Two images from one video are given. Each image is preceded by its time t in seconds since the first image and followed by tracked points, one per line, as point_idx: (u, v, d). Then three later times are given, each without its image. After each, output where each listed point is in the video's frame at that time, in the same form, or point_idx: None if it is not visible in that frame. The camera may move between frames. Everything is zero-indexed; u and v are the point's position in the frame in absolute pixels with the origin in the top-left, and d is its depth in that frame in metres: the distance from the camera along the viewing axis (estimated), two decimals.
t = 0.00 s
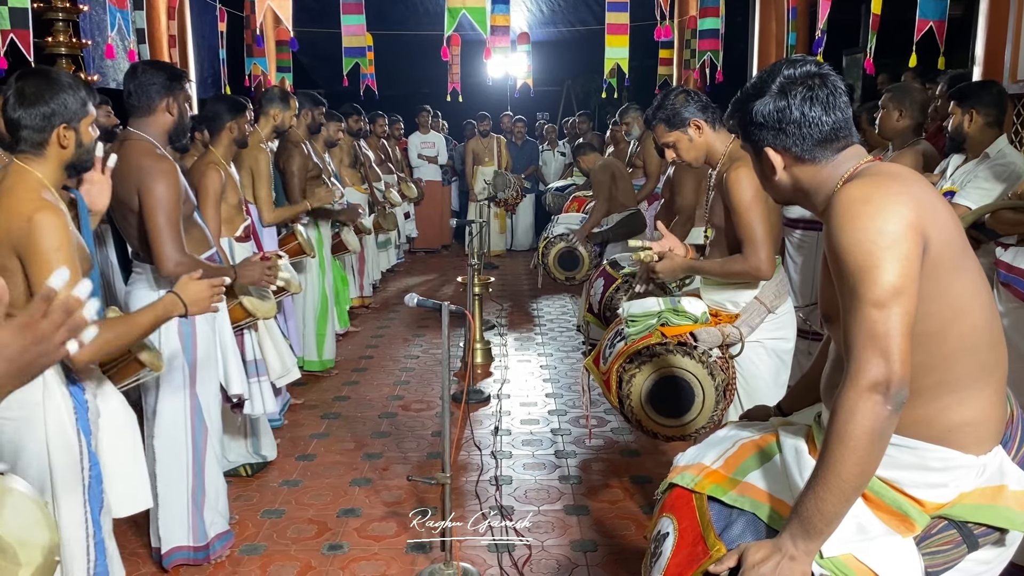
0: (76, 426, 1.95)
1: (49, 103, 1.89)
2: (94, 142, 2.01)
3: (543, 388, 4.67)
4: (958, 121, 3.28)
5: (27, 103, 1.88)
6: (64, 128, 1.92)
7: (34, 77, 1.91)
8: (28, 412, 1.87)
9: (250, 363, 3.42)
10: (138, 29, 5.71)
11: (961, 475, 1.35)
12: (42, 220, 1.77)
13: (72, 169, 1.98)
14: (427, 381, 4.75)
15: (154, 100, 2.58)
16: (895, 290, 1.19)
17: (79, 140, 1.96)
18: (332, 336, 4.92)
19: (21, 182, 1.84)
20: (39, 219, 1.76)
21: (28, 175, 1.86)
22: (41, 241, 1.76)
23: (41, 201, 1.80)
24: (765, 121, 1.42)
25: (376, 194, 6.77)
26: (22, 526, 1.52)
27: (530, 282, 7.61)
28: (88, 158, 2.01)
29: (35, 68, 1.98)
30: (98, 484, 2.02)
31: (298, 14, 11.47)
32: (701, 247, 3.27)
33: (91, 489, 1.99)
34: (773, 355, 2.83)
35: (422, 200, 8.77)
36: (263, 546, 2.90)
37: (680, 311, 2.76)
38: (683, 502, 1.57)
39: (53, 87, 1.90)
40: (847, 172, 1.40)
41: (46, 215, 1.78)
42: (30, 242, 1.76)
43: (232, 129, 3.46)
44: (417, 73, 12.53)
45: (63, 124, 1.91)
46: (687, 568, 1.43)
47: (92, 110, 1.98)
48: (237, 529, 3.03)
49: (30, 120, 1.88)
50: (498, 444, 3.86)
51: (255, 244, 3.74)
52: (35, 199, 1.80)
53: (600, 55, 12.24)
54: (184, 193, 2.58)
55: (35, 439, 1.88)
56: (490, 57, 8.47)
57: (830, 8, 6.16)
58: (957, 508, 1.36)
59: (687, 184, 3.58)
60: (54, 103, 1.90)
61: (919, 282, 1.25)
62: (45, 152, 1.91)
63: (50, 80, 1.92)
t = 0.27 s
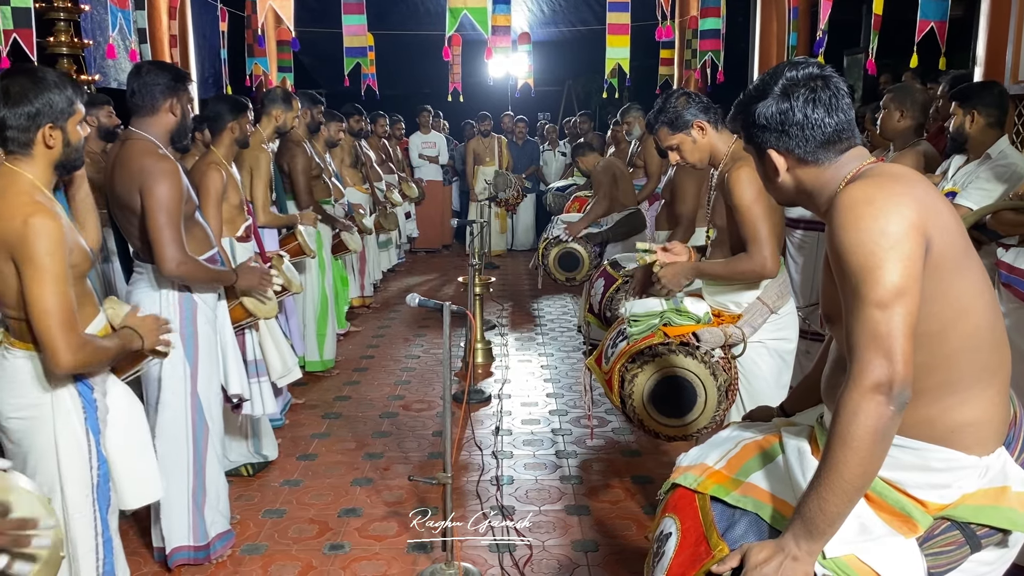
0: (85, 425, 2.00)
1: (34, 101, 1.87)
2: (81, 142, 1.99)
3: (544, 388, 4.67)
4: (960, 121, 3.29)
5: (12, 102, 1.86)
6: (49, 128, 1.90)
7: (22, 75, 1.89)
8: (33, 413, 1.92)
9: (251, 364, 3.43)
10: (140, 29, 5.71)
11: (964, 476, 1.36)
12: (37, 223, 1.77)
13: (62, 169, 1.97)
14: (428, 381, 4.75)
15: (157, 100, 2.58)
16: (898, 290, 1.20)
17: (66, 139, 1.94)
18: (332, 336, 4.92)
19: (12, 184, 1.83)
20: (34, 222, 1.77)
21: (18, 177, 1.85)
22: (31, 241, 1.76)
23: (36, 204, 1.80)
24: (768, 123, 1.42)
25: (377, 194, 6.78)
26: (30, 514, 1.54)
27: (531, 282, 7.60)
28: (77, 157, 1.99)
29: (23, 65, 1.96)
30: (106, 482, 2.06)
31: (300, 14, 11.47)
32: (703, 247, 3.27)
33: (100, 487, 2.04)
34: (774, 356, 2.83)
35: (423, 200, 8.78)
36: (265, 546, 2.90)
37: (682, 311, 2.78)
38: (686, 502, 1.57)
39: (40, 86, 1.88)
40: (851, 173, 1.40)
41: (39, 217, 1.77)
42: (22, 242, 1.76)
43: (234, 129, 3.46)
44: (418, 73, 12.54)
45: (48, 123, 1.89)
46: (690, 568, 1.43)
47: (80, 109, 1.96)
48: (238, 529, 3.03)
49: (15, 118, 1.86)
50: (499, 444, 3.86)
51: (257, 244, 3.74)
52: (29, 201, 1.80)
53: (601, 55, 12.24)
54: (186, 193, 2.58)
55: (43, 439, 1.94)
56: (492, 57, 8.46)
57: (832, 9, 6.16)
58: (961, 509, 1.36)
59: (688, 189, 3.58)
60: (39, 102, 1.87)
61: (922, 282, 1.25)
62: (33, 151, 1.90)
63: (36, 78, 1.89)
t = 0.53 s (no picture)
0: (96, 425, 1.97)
1: (15, 103, 1.76)
2: (63, 145, 1.89)
3: (544, 388, 4.67)
4: (961, 121, 3.28)
5: None
6: (30, 132, 1.80)
7: None
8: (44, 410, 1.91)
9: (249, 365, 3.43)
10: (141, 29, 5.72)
11: (966, 476, 1.36)
12: (15, 227, 1.69)
13: (44, 173, 1.87)
14: (429, 381, 4.76)
15: (159, 99, 2.58)
16: (901, 290, 1.19)
17: (47, 143, 1.84)
18: (332, 335, 4.92)
19: None
20: (12, 226, 1.69)
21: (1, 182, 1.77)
22: (14, 246, 1.68)
23: (17, 208, 1.73)
24: (771, 123, 1.42)
25: (378, 194, 6.78)
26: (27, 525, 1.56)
27: (532, 282, 7.60)
28: (58, 161, 1.89)
29: (1, 67, 1.86)
30: (115, 483, 2.00)
31: (300, 14, 11.47)
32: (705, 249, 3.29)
33: (109, 488, 1.98)
34: (775, 355, 2.83)
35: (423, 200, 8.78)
36: (265, 545, 2.90)
37: (682, 311, 2.79)
38: (688, 501, 1.57)
39: (18, 90, 1.77)
40: (854, 173, 1.40)
41: (19, 221, 1.70)
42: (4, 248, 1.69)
43: (234, 129, 3.46)
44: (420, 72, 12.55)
45: (28, 128, 1.79)
46: (691, 568, 1.43)
47: (60, 111, 1.87)
48: (238, 528, 3.03)
49: None
50: (499, 444, 3.86)
51: (257, 244, 3.74)
52: (12, 206, 1.74)
53: (602, 55, 12.25)
54: (188, 192, 2.58)
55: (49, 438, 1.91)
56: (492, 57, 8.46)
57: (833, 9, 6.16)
58: (963, 509, 1.36)
59: (692, 189, 3.58)
60: (20, 104, 1.77)
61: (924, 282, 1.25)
62: (12, 156, 1.79)
63: (16, 78, 1.79)
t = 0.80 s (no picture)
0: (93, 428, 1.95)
1: None
2: (57, 156, 1.89)
3: (544, 388, 4.67)
4: (961, 121, 3.28)
5: None
6: (14, 147, 1.80)
7: None
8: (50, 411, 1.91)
9: (252, 363, 3.44)
10: (142, 28, 5.72)
11: (967, 476, 1.36)
12: None
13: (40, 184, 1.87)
14: (429, 380, 4.76)
15: (160, 99, 2.58)
16: (903, 291, 1.19)
17: (37, 155, 1.84)
18: (332, 335, 4.92)
19: None
20: None
21: None
22: None
23: None
24: (772, 123, 1.42)
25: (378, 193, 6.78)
26: (27, 525, 1.53)
27: (533, 282, 7.60)
28: (51, 171, 1.88)
29: None
30: (118, 486, 2.00)
31: (301, 14, 11.47)
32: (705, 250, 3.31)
33: (111, 491, 1.98)
34: (775, 356, 2.83)
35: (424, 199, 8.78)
36: (265, 545, 2.90)
37: (682, 311, 2.80)
38: (688, 501, 1.57)
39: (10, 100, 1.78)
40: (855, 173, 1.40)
41: None
42: None
43: (234, 128, 3.46)
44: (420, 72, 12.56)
45: (12, 142, 1.79)
46: (692, 568, 1.43)
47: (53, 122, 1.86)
48: (238, 528, 3.03)
49: None
50: (499, 444, 3.86)
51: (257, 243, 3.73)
52: None
53: (603, 55, 12.25)
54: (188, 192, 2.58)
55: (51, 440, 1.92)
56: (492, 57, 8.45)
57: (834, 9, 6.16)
58: (964, 510, 1.36)
59: (693, 188, 3.58)
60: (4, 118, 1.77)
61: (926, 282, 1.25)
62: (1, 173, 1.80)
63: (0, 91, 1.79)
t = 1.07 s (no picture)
0: (87, 428, 1.95)
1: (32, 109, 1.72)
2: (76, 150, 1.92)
3: (545, 387, 4.68)
4: (962, 121, 3.28)
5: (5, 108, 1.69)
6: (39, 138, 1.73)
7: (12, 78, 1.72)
8: (45, 409, 1.92)
9: (252, 362, 3.44)
10: (142, 27, 5.72)
11: (968, 476, 1.36)
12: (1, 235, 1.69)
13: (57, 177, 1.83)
14: (429, 380, 4.76)
15: (162, 99, 2.58)
16: (904, 290, 1.19)
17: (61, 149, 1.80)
18: (332, 334, 4.92)
19: None
20: None
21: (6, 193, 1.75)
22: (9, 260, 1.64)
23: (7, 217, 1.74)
24: (772, 122, 1.42)
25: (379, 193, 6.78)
26: (28, 523, 1.53)
27: (533, 282, 7.60)
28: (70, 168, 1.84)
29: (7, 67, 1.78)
30: (113, 486, 1.99)
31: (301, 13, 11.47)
32: (705, 249, 3.31)
33: (106, 491, 1.98)
34: (775, 355, 2.83)
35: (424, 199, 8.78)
36: (265, 545, 2.90)
37: (682, 310, 2.81)
38: (689, 501, 1.57)
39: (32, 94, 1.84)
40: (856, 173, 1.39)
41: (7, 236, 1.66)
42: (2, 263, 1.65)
43: (235, 128, 3.46)
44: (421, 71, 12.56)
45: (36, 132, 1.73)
46: (693, 567, 1.43)
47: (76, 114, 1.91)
48: (238, 527, 3.03)
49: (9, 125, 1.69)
50: (499, 444, 3.86)
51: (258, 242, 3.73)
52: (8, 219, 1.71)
53: (603, 55, 12.24)
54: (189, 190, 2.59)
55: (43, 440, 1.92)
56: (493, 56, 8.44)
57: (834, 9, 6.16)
58: (965, 509, 1.36)
59: (693, 185, 3.56)
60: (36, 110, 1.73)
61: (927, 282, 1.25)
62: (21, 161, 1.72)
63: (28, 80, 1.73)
